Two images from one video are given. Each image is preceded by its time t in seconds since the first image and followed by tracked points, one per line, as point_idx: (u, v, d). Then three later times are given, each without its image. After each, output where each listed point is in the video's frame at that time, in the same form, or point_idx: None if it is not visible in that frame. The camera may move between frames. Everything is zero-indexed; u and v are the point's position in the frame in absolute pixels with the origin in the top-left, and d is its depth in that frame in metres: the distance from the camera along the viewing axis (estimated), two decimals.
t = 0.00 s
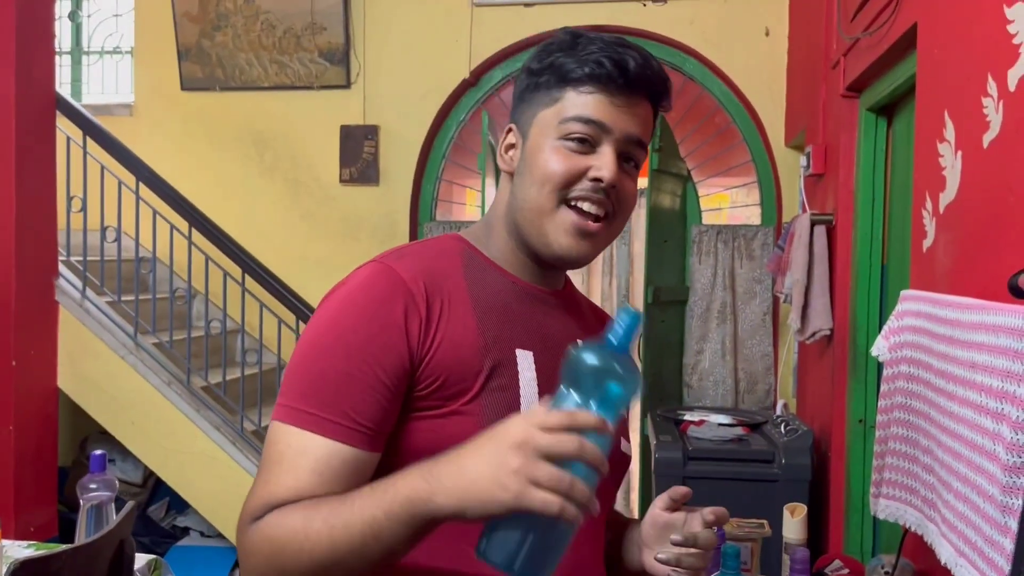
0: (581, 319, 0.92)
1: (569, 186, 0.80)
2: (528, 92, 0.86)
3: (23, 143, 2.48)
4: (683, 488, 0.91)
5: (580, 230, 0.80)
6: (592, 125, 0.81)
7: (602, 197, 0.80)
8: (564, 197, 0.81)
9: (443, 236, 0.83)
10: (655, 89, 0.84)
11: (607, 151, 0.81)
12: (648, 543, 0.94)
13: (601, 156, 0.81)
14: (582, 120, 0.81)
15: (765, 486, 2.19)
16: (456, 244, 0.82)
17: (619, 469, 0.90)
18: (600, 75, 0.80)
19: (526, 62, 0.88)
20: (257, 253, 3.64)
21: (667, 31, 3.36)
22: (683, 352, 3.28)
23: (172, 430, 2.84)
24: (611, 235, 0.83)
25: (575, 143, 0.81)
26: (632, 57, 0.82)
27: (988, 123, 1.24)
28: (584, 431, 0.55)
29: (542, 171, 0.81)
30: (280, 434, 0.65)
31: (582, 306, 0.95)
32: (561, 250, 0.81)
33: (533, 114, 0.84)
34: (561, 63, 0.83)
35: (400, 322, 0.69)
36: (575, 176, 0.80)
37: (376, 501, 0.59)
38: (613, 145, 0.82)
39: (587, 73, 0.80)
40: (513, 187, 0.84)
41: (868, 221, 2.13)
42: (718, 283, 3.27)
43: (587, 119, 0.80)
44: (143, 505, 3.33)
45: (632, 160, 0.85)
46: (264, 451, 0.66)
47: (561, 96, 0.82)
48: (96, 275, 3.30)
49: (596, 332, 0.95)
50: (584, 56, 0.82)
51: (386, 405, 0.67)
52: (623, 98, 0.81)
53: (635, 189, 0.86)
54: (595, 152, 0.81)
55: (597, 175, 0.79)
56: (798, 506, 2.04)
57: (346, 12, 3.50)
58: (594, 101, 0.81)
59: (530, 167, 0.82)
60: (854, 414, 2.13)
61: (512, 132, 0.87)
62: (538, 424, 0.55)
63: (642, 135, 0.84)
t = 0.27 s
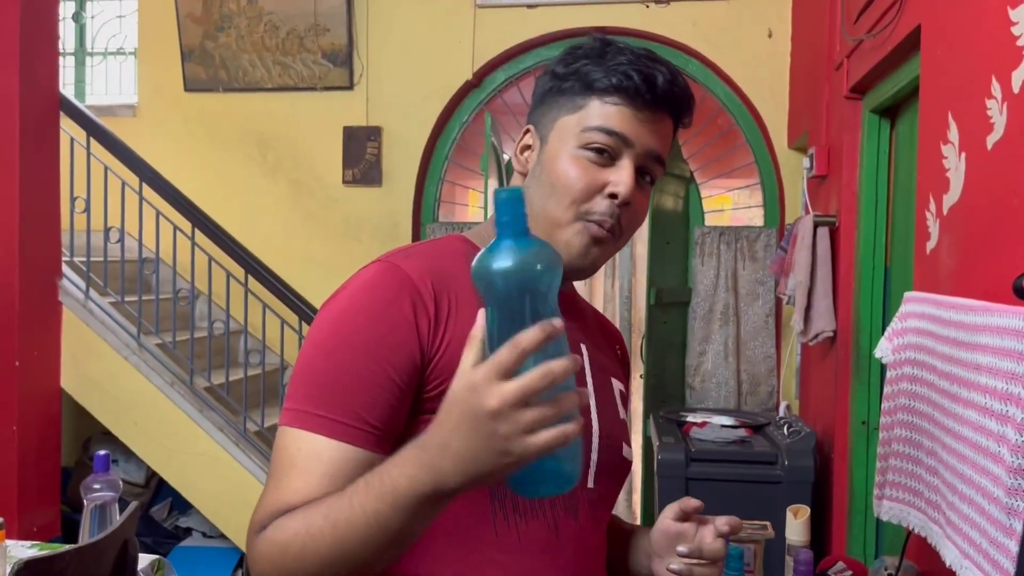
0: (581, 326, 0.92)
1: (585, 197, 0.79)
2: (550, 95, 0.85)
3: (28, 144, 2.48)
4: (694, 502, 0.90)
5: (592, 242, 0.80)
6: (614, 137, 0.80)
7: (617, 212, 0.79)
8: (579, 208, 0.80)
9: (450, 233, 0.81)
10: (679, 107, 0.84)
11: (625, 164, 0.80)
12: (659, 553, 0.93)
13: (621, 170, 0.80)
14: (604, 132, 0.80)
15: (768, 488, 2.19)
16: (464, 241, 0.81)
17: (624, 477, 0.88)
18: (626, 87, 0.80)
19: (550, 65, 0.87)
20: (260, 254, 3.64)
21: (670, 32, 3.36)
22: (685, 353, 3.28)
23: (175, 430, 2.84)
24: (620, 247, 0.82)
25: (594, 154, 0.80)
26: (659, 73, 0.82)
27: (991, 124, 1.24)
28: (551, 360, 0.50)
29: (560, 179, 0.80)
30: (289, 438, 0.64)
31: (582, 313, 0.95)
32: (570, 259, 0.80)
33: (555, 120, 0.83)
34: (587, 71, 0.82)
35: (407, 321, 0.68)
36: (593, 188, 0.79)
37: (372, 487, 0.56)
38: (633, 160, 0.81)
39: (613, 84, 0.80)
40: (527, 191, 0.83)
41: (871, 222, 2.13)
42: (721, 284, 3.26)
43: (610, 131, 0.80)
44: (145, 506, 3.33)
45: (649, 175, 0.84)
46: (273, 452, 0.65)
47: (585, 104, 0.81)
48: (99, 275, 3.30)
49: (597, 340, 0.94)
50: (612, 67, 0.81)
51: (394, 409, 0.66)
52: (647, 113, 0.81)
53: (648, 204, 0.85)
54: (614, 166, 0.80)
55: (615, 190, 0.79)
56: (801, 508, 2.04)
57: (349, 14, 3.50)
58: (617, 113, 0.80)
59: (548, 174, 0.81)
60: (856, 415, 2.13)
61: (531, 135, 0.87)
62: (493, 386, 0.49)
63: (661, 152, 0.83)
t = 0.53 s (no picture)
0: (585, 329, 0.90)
1: (577, 197, 0.78)
2: (546, 88, 0.83)
3: (37, 145, 2.49)
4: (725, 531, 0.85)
5: (587, 242, 0.79)
6: (608, 133, 0.78)
7: (611, 211, 0.78)
8: (572, 209, 0.79)
9: (454, 241, 0.80)
10: (678, 99, 0.81)
11: (621, 162, 0.78)
12: None
13: (616, 167, 0.78)
14: (598, 127, 0.78)
15: (776, 490, 2.19)
16: (467, 251, 0.79)
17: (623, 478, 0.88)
18: (621, 81, 0.78)
19: (547, 57, 0.85)
20: (267, 255, 3.65)
21: (677, 34, 3.36)
22: (693, 355, 3.28)
23: (182, 430, 2.85)
24: (619, 248, 0.81)
25: (588, 151, 0.79)
26: (656, 64, 0.79)
27: (1001, 125, 1.24)
28: (665, 528, 0.49)
29: (553, 178, 0.79)
30: (286, 458, 0.62)
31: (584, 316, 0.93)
32: (567, 260, 0.79)
33: (548, 117, 0.82)
34: (582, 64, 0.80)
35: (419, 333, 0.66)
36: (588, 187, 0.78)
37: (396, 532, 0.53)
38: (629, 157, 0.79)
39: (607, 78, 0.78)
40: (522, 190, 0.82)
41: (879, 222, 2.12)
42: (728, 286, 3.26)
43: (603, 128, 0.78)
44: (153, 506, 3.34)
45: (648, 172, 0.82)
46: (273, 472, 0.62)
47: (579, 99, 0.79)
48: (108, 277, 3.32)
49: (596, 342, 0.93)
50: (607, 59, 0.79)
51: (406, 421, 0.64)
52: (645, 107, 0.79)
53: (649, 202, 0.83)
54: (609, 163, 0.79)
55: (609, 188, 0.77)
56: (809, 510, 2.03)
57: (356, 15, 3.51)
58: (611, 108, 0.78)
59: (541, 172, 0.80)
60: (865, 417, 2.12)
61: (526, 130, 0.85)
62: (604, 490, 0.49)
63: (661, 146, 0.81)
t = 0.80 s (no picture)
0: (556, 324, 0.89)
1: (548, 192, 0.73)
2: (477, 76, 0.77)
3: (48, 147, 2.51)
4: None
5: (569, 238, 0.74)
6: (561, 115, 0.73)
7: (585, 199, 0.74)
8: (545, 205, 0.73)
9: (427, 252, 0.75)
10: (624, 52, 0.77)
11: (584, 144, 0.74)
12: None
13: (580, 149, 0.74)
14: (550, 112, 0.73)
15: (785, 491, 2.19)
16: (443, 266, 0.74)
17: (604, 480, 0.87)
18: (561, 52, 0.72)
19: (467, 37, 0.79)
20: (276, 257, 3.65)
21: (685, 35, 3.35)
22: (701, 356, 3.28)
23: (191, 431, 2.86)
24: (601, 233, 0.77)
25: (545, 139, 0.73)
26: (593, 23, 0.74)
27: (1013, 126, 1.23)
28: None
29: (515, 177, 0.73)
30: (260, 516, 0.61)
31: (553, 309, 0.92)
32: (552, 262, 0.74)
33: (489, 107, 0.75)
34: (513, 43, 0.74)
35: (400, 366, 0.62)
36: (555, 179, 0.73)
37: None
38: (588, 134, 0.74)
39: (545, 53, 0.72)
40: (477, 193, 0.76)
41: (889, 223, 2.12)
42: (737, 287, 3.26)
43: (556, 110, 0.73)
44: (162, 506, 3.35)
45: (612, 142, 0.77)
46: (240, 532, 0.62)
47: (520, 83, 0.74)
48: (118, 278, 3.33)
49: (567, 336, 0.92)
50: (538, 32, 0.74)
51: (386, 467, 0.62)
52: (591, 77, 0.74)
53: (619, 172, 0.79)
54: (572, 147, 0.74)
55: (579, 174, 0.73)
56: (819, 512, 2.03)
57: (365, 17, 3.52)
58: (558, 88, 0.73)
59: (497, 172, 0.74)
60: (874, 419, 2.11)
61: (463, 123, 0.78)
62: None
63: (619, 113, 0.76)
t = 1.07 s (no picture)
0: (518, 329, 0.89)
1: (492, 205, 0.68)
2: (412, 67, 0.71)
3: (61, 151, 2.53)
4: None
5: (517, 255, 0.70)
6: (503, 119, 0.67)
7: (535, 212, 0.69)
8: (491, 219, 0.69)
9: (370, 278, 0.70)
10: (578, 35, 0.71)
11: (536, 153, 0.69)
12: None
13: (531, 156, 0.69)
14: (490, 115, 0.67)
15: (797, 493, 2.18)
16: (388, 298, 0.70)
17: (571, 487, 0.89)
18: (500, 45, 0.66)
19: (400, 15, 0.72)
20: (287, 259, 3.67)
21: (695, 36, 3.35)
22: (712, 357, 3.28)
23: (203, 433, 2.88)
24: (555, 246, 0.72)
25: (487, 144, 0.68)
26: (538, 7, 0.68)
27: None
28: None
29: (454, 188, 0.67)
30: None
31: (515, 313, 0.91)
32: (500, 282, 0.70)
33: (423, 104, 0.70)
34: (450, 32, 0.68)
35: (344, 420, 0.58)
36: (500, 189, 0.68)
37: None
38: (540, 135, 0.69)
39: (482, 46, 0.66)
40: (415, 201, 0.71)
41: (901, 224, 2.11)
42: (748, 288, 3.25)
43: (498, 112, 0.67)
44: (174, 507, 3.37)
45: (569, 141, 0.72)
46: None
47: (456, 81, 0.68)
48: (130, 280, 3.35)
49: (529, 331, 0.93)
50: (476, 19, 0.68)
51: (330, 528, 0.59)
52: (540, 72, 0.68)
53: (580, 169, 0.75)
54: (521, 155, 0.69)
55: (528, 186, 0.68)
56: (831, 513, 2.01)
57: (375, 20, 3.53)
58: (500, 89, 0.67)
59: (434, 181, 0.68)
60: (887, 420, 2.11)
61: (400, 118, 0.72)
62: None
63: (576, 110, 0.71)
